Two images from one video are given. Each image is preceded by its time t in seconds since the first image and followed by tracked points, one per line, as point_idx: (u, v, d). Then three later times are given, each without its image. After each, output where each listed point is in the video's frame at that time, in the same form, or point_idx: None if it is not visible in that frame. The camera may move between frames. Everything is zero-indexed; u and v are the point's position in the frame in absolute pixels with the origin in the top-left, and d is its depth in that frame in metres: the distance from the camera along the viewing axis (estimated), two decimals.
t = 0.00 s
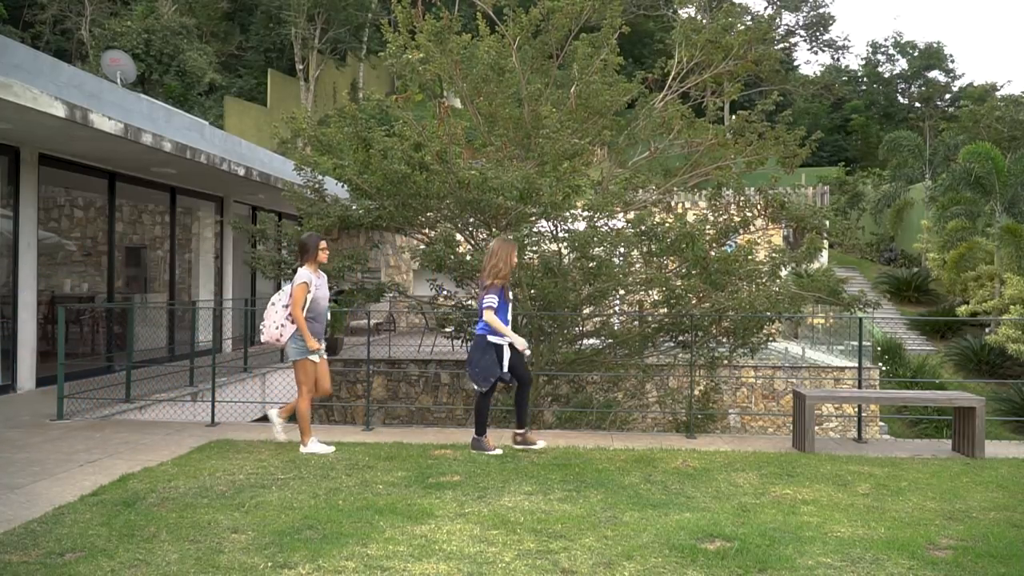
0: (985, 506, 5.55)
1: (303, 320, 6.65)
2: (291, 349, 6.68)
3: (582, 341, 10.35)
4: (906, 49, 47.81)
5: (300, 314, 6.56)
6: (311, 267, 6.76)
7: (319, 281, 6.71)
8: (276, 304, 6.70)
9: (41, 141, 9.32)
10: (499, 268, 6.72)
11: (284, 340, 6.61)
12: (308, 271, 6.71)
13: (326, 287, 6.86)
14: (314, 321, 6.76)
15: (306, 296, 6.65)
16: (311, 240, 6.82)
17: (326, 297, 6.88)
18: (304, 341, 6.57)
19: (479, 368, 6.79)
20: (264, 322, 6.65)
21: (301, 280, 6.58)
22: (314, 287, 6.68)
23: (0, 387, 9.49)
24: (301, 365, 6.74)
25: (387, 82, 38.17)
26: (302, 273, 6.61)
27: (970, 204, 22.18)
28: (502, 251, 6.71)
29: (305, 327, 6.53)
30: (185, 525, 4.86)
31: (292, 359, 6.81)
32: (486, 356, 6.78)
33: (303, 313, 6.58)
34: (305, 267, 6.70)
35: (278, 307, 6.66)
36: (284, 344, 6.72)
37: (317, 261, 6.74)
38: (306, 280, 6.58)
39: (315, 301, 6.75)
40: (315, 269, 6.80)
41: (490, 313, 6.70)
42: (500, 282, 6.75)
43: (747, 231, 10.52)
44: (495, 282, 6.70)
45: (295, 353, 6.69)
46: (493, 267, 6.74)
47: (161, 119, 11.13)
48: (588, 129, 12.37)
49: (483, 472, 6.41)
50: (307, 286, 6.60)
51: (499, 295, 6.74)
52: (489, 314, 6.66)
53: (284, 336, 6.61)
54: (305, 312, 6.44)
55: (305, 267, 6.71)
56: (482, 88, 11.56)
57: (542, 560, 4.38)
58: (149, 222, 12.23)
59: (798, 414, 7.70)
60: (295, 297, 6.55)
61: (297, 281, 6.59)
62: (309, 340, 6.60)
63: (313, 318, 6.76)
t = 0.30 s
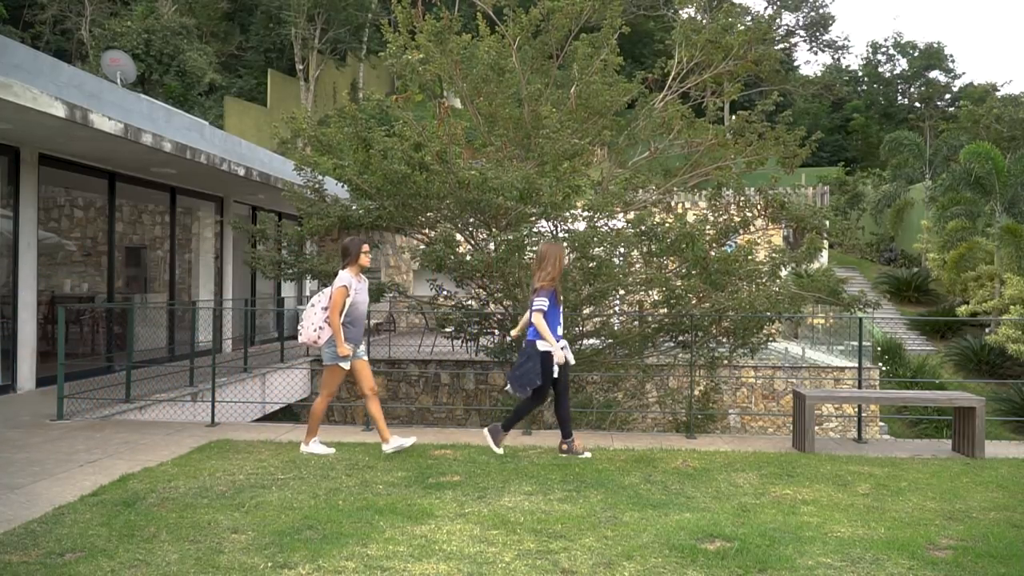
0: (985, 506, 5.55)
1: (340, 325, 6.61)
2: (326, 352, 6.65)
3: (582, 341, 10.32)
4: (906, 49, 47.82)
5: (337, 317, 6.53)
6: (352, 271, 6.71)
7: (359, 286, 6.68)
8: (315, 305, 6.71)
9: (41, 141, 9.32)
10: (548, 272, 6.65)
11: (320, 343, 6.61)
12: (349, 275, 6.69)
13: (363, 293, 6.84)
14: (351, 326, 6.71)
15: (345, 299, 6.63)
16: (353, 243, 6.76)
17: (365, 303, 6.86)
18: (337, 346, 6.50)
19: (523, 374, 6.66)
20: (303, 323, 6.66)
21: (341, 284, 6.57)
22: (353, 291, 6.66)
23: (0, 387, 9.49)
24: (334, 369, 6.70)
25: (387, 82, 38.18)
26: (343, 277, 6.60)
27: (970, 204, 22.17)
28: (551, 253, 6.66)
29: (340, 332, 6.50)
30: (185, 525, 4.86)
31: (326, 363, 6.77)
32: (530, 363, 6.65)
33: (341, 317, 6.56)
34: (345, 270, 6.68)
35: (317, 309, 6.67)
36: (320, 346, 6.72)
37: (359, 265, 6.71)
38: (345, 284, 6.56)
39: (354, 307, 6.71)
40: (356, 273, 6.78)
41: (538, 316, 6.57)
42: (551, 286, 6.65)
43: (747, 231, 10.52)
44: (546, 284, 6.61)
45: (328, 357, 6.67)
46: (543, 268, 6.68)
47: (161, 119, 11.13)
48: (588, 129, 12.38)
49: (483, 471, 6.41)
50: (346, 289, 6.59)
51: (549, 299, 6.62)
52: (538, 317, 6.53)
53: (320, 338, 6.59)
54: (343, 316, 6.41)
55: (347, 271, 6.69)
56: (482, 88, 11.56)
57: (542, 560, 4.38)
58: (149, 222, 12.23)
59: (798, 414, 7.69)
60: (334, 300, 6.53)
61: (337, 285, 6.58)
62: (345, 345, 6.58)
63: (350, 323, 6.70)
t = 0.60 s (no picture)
0: (985, 506, 5.55)
1: (388, 322, 6.63)
2: (375, 352, 6.69)
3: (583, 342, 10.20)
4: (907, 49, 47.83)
5: (384, 314, 6.55)
6: (398, 268, 6.71)
7: (406, 282, 6.66)
8: (366, 304, 6.76)
9: (41, 141, 9.32)
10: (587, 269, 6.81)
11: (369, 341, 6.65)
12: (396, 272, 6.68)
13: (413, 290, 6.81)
14: (399, 324, 6.69)
15: (391, 296, 6.63)
16: (399, 240, 6.78)
17: (415, 300, 6.82)
18: (383, 344, 6.56)
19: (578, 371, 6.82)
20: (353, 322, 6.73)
21: (387, 281, 6.57)
22: (400, 287, 6.65)
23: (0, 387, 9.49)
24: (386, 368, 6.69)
25: (387, 82, 38.18)
26: (389, 274, 6.59)
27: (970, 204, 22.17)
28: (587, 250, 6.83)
29: (386, 329, 6.51)
30: (185, 525, 4.86)
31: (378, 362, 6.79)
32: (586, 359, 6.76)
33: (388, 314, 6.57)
34: (392, 267, 6.69)
35: (366, 308, 6.72)
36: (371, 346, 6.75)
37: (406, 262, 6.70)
38: (391, 281, 6.55)
39: (402, 303, 6.71)
40: (404, 270, 6.77)
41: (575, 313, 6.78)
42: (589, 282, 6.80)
43: (747, 231, 10.52)
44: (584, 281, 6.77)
45: (378, 355, 6.68)
46: (581, 266, 6.90)
47: (161, 119, 11.14)
48: (588, 129, 12.37)
49: (483, 472, 6.41)
50: (393, 286, 6.59)
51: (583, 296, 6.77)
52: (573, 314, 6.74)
53: (369, 337, 6.64)
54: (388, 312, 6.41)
55: (394, 268, 6.68)
56: (482, 88, 11.56)
57: (542, 560, 4.38)
58: (149, 222, 12.23)
59: (798, 414, 7.69)
60: (380, 297, 6.55)
61: (383, 281, 6.59)
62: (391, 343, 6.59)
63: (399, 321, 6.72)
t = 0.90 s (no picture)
0: (985, 506, 5.55)
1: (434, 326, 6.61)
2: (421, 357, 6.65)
3: (583, 341, 10.22)
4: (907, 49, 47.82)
5: (431, 319, 6.53)
6: (440, 272, 6.69)
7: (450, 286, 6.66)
8: (410, 309, 6.71)
9: (41, 141, 9.32)
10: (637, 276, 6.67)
11: (416, 346, 6.61)
12: (440, 276, 6.68)
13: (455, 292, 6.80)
14: (444, 327, 6.68)
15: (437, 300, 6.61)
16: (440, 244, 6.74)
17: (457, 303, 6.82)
18: (428, 348, 6.51)
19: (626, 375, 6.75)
20: (397, 327, 6.68)
21: (433, 285, 6.55)
22: (445, 291, 6.64)
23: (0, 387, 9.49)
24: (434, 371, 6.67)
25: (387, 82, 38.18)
26: (433, 278, 6.59)
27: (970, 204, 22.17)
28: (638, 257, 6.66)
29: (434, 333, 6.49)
30: (185, 525, 4.86)
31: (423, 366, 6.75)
32: (636, 361, 6.70)
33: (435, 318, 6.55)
34: (435, 271, 6.67)
35: (410, 312, 6.68)
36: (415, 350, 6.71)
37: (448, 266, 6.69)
38: (437, 286, 6.54)
39: (446, 308, 6.70)
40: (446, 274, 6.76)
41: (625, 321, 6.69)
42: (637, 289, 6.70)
43: (747, 231, 10.52)
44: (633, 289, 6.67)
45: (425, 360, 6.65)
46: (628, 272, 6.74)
47: (161, 119, 11.14)
48: (588, 129, 12.37)
49: (484, 472, 6.41)
50: (439, 290, 6.57)
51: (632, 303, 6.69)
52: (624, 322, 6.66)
53: (415, 341, 6.60)
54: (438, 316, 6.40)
55: (436, 271, 6.66)
56: (482, 88, 11.55)
57: (542, 560, 4.38)
58: (149, 222, 12.23)
59: (798, 414, 7.69)
60: (427, 302, 6.53)
61: (429, 286, 6.57)
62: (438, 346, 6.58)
63: (443, 324, 6.71)
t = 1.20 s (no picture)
0: (985, 506, 5.55)
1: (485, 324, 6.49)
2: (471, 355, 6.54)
3: (583, 341, 10.21)
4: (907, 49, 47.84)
5: (483, 316, 6.42)
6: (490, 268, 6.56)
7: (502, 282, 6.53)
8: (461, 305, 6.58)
9: (41, 141, 9.32)
10: (682, 272, 6.51)
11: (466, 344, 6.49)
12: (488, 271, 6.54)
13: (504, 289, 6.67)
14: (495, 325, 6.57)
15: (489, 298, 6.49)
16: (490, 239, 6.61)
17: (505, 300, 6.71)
18: (479, 345, 6.40)
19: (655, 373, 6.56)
20: (448, 324, 6.56)
21: (485, 282, 6.42)
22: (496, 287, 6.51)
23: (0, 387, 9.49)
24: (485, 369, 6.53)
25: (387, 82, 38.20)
26: (484, 275, 6.44)
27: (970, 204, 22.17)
28: (685, 252, 6.51)
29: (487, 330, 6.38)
30: (185, 525, 4.86)
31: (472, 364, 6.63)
32: (664, 359, 6.51)
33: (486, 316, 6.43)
34: (485, 268, 6.54)
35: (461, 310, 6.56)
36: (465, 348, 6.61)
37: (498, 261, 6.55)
38: (490, 282, 6.41)
39: (496, 304, 6.58)
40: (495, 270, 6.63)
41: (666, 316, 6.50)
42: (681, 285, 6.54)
43: (747, 231, 10.52)
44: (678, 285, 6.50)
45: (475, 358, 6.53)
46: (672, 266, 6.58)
47: (161, 119, 11.14)
48: (588, 129, 12.37)
49: (483, 472, 6.40)
50: (491, 287, 6.45)
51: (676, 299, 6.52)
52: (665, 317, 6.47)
53: (466, 339, 6.50)
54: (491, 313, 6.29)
55: (486, 267, 6.54)
56: (482, 88, 11.53)
57: (542, 560, 4.38)
58: (149, 222, 12.23)
59: (798, 414, 7.68)
60: (480, 299, 6.41)
61: (480, 283, 6.44)
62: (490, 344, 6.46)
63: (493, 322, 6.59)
